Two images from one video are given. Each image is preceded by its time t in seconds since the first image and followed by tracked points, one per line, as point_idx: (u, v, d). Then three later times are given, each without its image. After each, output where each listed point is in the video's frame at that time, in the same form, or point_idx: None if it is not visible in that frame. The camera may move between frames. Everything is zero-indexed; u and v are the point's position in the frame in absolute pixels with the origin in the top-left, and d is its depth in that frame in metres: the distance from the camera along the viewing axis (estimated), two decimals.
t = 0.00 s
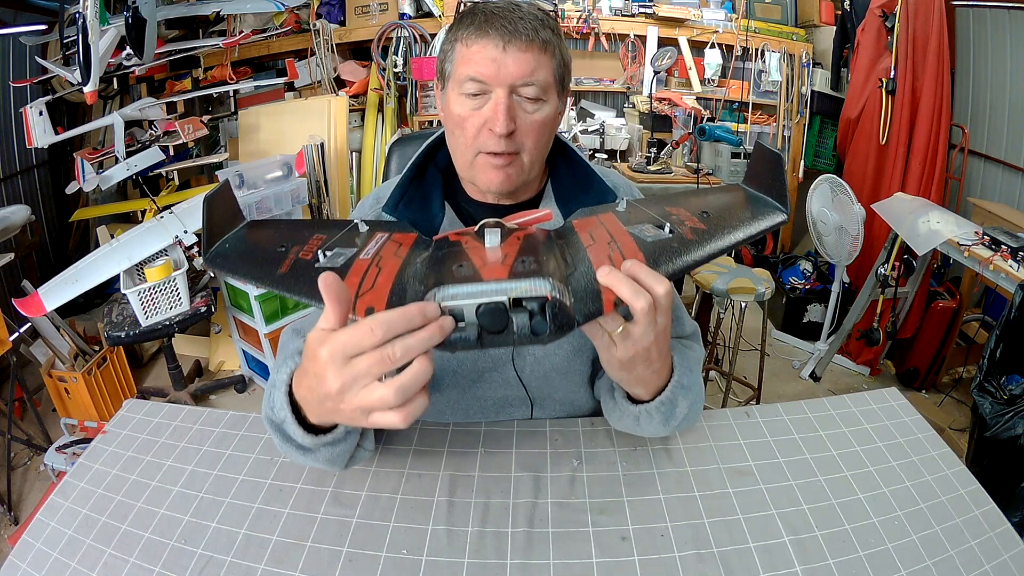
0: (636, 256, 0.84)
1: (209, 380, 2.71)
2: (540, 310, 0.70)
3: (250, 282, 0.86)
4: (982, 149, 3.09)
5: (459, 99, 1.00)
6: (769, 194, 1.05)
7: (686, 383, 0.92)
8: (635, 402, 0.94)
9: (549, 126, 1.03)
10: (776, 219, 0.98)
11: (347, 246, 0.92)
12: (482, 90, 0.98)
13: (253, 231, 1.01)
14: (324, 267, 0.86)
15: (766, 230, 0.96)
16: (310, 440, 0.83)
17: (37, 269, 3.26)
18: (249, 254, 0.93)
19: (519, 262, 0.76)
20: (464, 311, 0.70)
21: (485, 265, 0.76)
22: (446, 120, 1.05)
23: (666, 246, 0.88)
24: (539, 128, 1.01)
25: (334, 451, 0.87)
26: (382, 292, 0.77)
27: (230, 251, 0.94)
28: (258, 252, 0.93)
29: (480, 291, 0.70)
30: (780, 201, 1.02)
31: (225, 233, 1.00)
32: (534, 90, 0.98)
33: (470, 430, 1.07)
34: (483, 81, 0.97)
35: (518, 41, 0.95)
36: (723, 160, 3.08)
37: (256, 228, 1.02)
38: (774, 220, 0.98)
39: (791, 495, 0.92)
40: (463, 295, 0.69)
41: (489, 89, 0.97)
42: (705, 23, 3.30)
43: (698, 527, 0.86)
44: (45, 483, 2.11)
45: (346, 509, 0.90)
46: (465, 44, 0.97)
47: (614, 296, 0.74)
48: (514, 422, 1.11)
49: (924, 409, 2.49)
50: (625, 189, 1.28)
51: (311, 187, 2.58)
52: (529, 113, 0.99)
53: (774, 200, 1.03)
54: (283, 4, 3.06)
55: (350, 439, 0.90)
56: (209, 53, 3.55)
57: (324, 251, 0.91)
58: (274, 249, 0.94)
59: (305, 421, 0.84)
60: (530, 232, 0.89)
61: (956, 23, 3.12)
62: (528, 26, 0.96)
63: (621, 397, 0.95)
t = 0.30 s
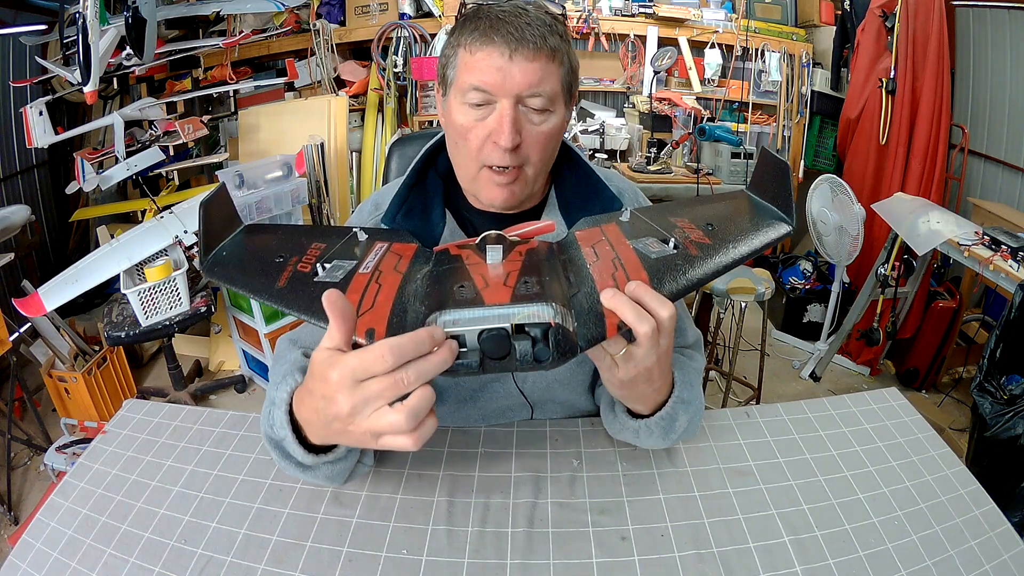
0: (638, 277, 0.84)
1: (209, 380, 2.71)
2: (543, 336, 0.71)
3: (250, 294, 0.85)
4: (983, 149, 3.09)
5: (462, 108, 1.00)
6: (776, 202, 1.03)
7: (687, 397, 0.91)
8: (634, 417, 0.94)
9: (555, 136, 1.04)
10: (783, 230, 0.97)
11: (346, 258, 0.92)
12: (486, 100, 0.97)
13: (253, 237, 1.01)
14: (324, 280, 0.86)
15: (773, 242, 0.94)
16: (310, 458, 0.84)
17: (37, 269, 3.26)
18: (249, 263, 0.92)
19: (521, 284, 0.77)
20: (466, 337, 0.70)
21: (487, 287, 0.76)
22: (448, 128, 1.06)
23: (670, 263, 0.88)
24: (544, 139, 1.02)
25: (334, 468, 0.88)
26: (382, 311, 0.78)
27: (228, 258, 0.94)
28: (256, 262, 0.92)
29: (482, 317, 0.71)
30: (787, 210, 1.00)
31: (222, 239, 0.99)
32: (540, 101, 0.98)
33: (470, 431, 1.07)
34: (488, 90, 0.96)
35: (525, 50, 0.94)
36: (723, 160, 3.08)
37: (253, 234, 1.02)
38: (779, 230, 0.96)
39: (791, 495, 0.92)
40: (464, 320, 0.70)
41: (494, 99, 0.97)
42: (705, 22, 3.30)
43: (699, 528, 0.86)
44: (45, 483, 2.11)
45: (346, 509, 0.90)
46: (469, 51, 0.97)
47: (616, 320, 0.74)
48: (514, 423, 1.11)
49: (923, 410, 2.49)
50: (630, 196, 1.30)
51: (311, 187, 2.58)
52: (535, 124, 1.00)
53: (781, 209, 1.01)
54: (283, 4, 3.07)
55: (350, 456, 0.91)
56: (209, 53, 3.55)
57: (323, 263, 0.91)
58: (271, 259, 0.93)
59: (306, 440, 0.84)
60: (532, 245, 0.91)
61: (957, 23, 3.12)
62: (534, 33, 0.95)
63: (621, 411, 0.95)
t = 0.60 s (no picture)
0: (634, 282, 0.84)
1: (209, 380, 2.71)
2: (539, 343, 0.71)
3: (246, 297, 0.85)
4: (983, 149, 3.09)
5: (460, 113, 1.00)
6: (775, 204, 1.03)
7: (684, 400, 0.91)
8: (632, 420, 0.94)
9: (554, 141, 1.04)
10: (780, 232, 0.96)
11: (341, 261, 0.92)
12: (484, 105, 0.97)
13: (249, 237, 1.00)
14: (319, 284, 0.86)
15: (770, 245, 0.94)
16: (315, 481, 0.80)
17: (37, 269, 3.26)
18: (244, 266, 0.92)
19: (517, 289, 0.77)
20: (461, 344, 0.69)
21: (483, 292, 0.76)
22: (446, 131, 1.06)
23: (666, 267, 0.88)
24: (543, 145, 1.02)
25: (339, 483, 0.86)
26: (378, 316, 0.78)
27: (224, 260, 0.93)
28: (253, 264, 0.92)
29: (478, 324, 0.70)
30: (786, 211, 0.99)
31: (217, 240, 0.98)
32: (540, 106, 0.98)
33: (469, 432, 1.07)
34: (486, 95, 0.96)
35: (524, 54, 0.94)
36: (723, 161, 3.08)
37: (248, 235, 1.01)
38: (776, 232, 0.96)
39: (791, 495, 0.92)
40: (459, 329, 0.69)
41: (493, 104, 0.97)
42: (705, 22, 3.30)
43: (698, 527, 0.86)
44: (45, 483, 2.11)
45: (346, 509, 0.90)
46: (467, 54, 0.96)
47: (612, 326, 0.75)
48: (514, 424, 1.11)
49: (924, 409, 2.49)
50: (629, 197, 1.30)
51: (311, 187, 2.58)
52: (534, 129, 1.00)
53: (780, 210, 1.01)
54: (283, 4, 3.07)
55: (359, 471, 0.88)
56: (209, 53, 3.55)
57: (318, 266, 0.91)
58: (266, 262, 0.92)
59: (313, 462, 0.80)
60: (528, 248, 0.91)
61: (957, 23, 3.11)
62: (534, 37, 0.95)
63: (619, 414, 0.95)
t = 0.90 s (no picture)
0: (629, 282, 0.84)
1: (209, 380, 2.71)
2: (527, 341, 0.69)
3: (244, 287, 0.85)
4: (983, 149, 3.09)
5: (457, 113, 1.00)
6: (776, 207, 1.02)
7: (679, 400, 0.90)
8: (625, 419, 0.94)
9: (551, 141, 1.04)
10: (778, 236, 0.96)
11: (340, 252, 0.92)
12: (481, 105, 0.97)
13: (254, 224, 1.01)
14: (317, 274, 0.86)
15: (767, 249, 0.94)
16: (394, 492, 0.80)
17: (37, 269, 3.26)
18: (244, 255, 0.92)
19: (509, 286, 0.76)
20: (451, 338, 0.69)
21: (475, 288, 0.76)
22: (444, 131, 1.06)
23: (662, 268, 0.88)
24: (540, 145, 1.02)
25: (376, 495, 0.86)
26: (373, 308, 0.79)
27: (226, 247, 0.94)
28: (250, 252, 0.92)
29: (468, 320, 0.70)
30: (786, 216, 0.99)
31: (220, 226, 0.98)
32: (536, 106, 0.98)
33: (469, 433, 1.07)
34: (482, 96, 0.96)
35: (520, 55, 0.94)
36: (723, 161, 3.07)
37: (252, 221, 1.01)
38: (774, 237, 0.96)
39: (791, 495, 0.92)
40: (450, 323, 0.69)
41: (489, 104, 0.97)
42: (705, 22, 3.30)
43: (698, 527, 0.86)
44: (46, 483, 2.11)
45: (346, 509, 0.90)
46: (463, 55, 0.96)
47: (602, 326, 0.74)
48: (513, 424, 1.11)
49: (924, 410, 2.49)
50: (629, 197, 1.30)
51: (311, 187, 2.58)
52: (530, 129, 1.00)
53: (780, 214, 1.01)
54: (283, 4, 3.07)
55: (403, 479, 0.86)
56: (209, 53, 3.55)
57: (317, 256, 0.91)
58: (266, 250, 0.92)
59: (387, 472, 0.80)
60: (525, 244, 0.91)
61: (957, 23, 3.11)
62: (530, 37, 0.95)
63: (612, 413, 0.95)
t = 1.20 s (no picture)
0: (632, 278, 0.84)
1: (209, 380, 2.71)
2: (534, 334, 0.70)
3: (243, 278, 0.85)
4: (983, 149, 3.09)
5: (464, 110, 1.00)
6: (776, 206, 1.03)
7: (680, 398, 0.91)
8: (626, 416, 0.95)
9: (557, 140, 1.04)
10: (779, 235, 0.96)
11: (342, 246, 0.92)
12: (489, 103, 0.97)
13: (257, 220, 1.00)
14: (318, 267, 0.86)
15: (768, 247, 0.94)
16: (417, 491, 0.80)
17: (37, 269, 3.27)
18: (244, 249, 0.92)
19: (516, 279, 0.77)
20: (458, 331, 0.69)
21: (481, 281, 0.76)
22: (449, 129, 1.06)
23: (664, 264, 0.88)
24: (546, 143, 1.02)
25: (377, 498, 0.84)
26: (376, 300, 0.79)
27: (223, 241, 0.94)
28: (251, 246, 0.92)
29: (475, 312, 0.70)
30: (785, 214, 0.99)
31: (217, 220, 0.98)
32: (543, 105, 0.98)
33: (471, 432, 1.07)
34: (490, 93, 0.96)
35: (529, 53, 0.94)
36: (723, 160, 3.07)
37: (249, 215, 1.01)
38: (775, 235, 0.96)
39: (791, 495, 0.92)
40: (458, 315, 0.69)
41: (497, 102, 0.97)
42: (705, 22, 3.30)
43: (698, 527, 0.86)
44: (45, 483, 2.11)
45: (346, 509, 0.90)
46: (472, 52, 0.97)
47: (609, 321, 0.76)
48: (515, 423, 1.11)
49: (923, 410, 2.49)
50: (631, 197, 1.30)
51: (311, 187, 2.57)
52: (538, 128, 1.00)
53: (780, 213, 1.01)
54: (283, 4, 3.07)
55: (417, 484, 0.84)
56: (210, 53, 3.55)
57: (317, 250, 0.91)
58: (266, 244, 0.93)
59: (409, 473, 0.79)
60: (528, 240, 0.91)
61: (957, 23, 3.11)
62: (539, 37, 0.95)
63: (614, 410, 0.96)
